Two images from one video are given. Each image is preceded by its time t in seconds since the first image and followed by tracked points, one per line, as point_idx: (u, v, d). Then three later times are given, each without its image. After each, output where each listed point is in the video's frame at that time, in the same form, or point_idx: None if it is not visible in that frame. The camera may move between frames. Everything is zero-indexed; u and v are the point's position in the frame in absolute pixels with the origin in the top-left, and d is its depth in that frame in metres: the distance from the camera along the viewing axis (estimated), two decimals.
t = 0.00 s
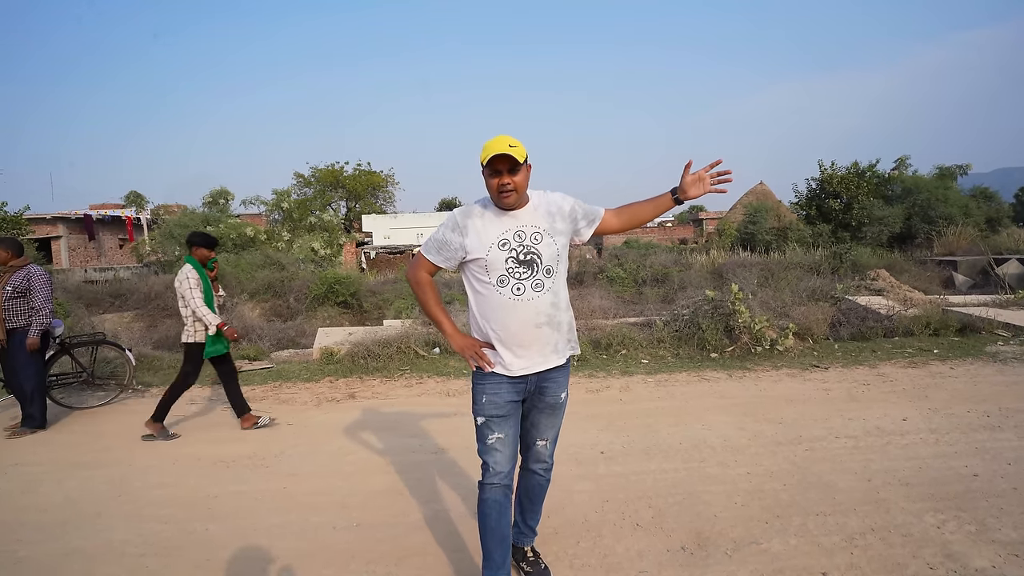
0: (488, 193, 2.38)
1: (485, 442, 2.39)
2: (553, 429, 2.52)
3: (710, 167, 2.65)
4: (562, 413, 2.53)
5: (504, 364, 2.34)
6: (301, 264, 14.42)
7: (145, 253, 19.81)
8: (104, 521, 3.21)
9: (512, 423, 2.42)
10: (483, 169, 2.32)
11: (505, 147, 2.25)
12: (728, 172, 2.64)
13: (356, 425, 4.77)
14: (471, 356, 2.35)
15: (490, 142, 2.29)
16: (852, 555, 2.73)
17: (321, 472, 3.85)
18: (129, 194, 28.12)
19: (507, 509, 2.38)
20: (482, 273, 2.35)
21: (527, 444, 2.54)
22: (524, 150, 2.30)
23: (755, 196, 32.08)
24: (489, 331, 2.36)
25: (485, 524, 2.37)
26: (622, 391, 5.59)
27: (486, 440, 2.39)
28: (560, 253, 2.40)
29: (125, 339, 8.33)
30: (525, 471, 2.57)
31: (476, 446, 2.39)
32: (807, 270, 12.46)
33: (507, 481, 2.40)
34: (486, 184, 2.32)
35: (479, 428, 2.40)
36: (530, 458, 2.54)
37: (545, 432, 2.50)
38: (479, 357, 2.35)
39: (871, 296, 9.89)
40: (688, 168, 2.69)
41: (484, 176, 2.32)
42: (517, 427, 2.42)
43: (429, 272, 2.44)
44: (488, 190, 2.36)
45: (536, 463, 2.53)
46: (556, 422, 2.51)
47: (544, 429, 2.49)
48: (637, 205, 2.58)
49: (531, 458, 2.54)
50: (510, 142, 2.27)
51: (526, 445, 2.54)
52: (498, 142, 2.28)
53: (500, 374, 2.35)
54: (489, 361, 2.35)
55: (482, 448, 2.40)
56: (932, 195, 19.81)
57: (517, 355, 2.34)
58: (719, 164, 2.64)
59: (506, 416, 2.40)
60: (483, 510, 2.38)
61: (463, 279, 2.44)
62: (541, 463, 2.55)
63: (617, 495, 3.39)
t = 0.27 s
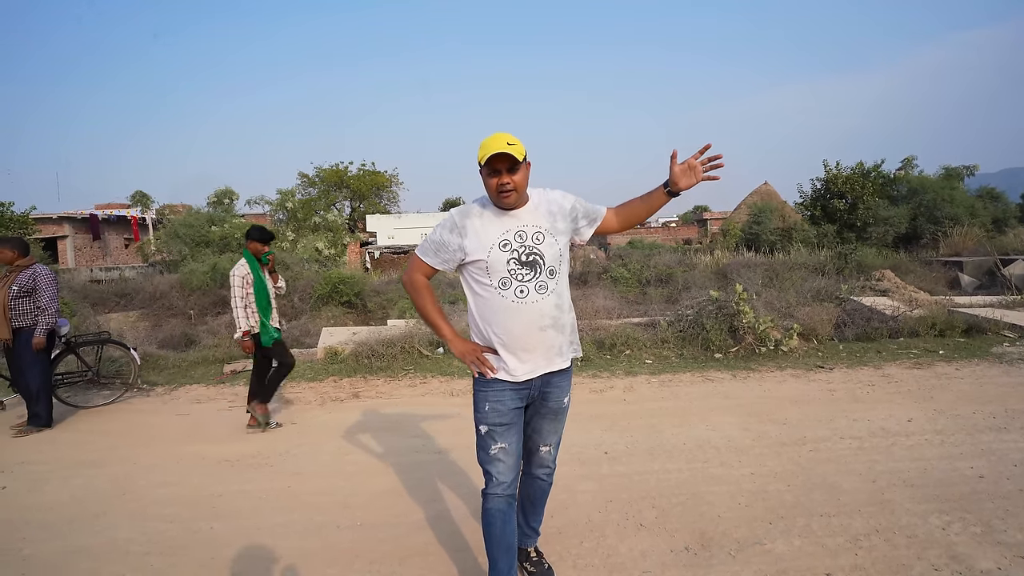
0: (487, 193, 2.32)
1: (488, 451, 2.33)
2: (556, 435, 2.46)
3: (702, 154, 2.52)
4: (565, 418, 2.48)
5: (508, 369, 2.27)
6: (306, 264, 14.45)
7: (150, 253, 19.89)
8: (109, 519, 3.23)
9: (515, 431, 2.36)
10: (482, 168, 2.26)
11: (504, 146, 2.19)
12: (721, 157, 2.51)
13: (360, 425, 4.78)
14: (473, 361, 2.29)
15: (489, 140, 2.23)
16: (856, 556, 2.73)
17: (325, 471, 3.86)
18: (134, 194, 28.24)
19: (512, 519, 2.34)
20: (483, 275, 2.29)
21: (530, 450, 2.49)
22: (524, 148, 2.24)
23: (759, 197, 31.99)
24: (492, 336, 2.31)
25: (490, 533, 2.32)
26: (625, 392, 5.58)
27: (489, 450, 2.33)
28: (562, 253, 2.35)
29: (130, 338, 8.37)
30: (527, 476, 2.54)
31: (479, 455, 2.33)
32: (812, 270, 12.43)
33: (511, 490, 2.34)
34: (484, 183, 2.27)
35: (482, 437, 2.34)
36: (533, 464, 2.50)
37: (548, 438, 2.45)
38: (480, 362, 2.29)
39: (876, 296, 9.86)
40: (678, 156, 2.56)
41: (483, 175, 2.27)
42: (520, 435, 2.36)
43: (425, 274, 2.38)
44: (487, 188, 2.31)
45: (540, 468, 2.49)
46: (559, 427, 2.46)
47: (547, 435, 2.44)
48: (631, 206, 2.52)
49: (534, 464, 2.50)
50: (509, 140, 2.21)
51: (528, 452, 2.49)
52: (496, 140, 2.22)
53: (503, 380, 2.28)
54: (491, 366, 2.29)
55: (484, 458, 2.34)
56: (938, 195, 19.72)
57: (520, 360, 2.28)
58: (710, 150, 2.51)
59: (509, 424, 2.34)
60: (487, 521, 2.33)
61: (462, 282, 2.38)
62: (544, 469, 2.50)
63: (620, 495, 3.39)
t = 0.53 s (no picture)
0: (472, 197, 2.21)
1: (478, 465, 2.25)
2: (551, 446, 2.38)
3: (687, 146, 2.45)
4: (559, 429, 2.39)
5: (496, 383, 2.18)
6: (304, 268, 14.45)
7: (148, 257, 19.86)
8: (104, 526, 3.22)
9: (506, 444, 2.27)
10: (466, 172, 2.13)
11: (489, 151, 2.06)
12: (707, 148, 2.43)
13: (357, 430, 4.77)
14: (459, 371, 2.20)
15: (473, 142, 2.09)
16: (854, 562, 2.73)
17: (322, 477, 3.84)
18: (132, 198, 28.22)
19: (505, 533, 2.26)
20: (469, 286, 2.19)
21: (523, 461, 2.41)
22: (510, 150, 2.11)
23: (757, 201, 32.07)
24: (478, 348, 2.21)
25: (485, 548, 2.25)
26: (624, 396, 5.58)
27: (478, 464, 2.24)
28: (552, 261, 2.26)
29: (128, 343, 8.35)
30: (523, 487, 2.46)
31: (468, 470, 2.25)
32: (809, 275, 12.46)
33: (504, 503, 2.27)
34: (469, 188, 2.15)
35: (471, 451, 2.25)
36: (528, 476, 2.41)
37: (542, 450, 2.36)
38: (467, 373, 2.20)
39: (874, 301, 9.88)
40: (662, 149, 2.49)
41: (468, 180, 2.14)
42: (512, 447, 2.28)
43: (407, 283, 2.31)
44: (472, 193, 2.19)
45: (536, 480, 2.41)
46: (554, 438, 2.38)
47: (541, 447, 2.35)
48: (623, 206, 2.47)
49: (529, 476, 2.42)
50: (494, 143, 2.07)
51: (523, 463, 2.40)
52: (481, 142, 2.09)
53: (492, 394, 2.19)
54: (478, 379, 2.20)
55: (474, 473, 2.25)
56: (934, 199, 19.79)
57: (509, 373, 2.19)
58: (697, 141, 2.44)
59: (499, 437, 2.25)
60: (479, 535, 2.25)
61: (448, 291, 2.28)
62: (540, 480, 2.42)
63: (618, 501, 3.39)
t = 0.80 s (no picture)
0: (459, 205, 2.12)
1: (473, 481, 2.20)
2: (552, 459, 2.30)
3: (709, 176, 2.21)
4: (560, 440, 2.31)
5: (488, 397, 2.12)
6: (306, 275, 14.47)
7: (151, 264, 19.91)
8: (106, 533, 3.21)
9: (501, 458, 2.21)
10: (451, 178, 2.05)
11: (474, 152, 1.99)
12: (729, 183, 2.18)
13: (359, 437, 4.76)
14: (448, 385, 2.14)
15: (457, 146, 2.03)
16: (859, 571, 2.70)
17: (323, 485, 3.83)
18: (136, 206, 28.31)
19: (505, 548, 2.22)
20: (458, 297, 2.12)
21: (525, 475, 2.34)
22: (495, 151, 2.04)
23: (759, 208, 32.05)
24: (468, 361, 2.14)
25: (486, 564, 2.21)
26: (626, 404, 5.56)
27: (473, 480, 2.19)
28: (546, 270, 2.17)
29: (130, 350, 8.36)
30: (527, 501, 2.40)
31: (464, 486, 2.20)
32: (812, 281, 12.43)
33: (502, 519, 2.22)
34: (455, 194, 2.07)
35: (466, 466, 2.19)
36: (530, 489, 2.34)
37: (543, 464, 2.29)
38: (457, 386, 2.14)
39: (877, 307, 9.84)
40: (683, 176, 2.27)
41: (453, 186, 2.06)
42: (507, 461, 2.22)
43: (393, 292, 2.23)
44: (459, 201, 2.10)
45: (539, 495, 2.34)
46: (554, 451, 2.30)
47: (541, 461, 2.27)
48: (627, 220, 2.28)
49: (534, 491, 2.35)
50: (478, 145, 2.01)
51: (524, 477, 2.33)
52: (465, 146, 2.02)
53: (484, 409, 2.13)
54: (470, 393, 2.14)
55: (470, 489, 2.20)
56: (937, 205, 19.76)
57: (501, 388, 2.12)
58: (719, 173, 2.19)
59: (494, 452, 2.19)
60: (480, 551, 2.21)
61: (437, 302, 2.21)
62: (544, 494, 2.35)
63: (621, 509, 3.37)
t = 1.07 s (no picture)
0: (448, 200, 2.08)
1: (467, 487, 2.16)
2: (560, 468, 2.17)
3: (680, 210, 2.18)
4: (567, 448, 2.18)
5: (476, 401, 2.06)
6: (308, 275, 14.50)
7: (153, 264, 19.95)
8: (109, 532, 3.22)
9: (494, 464, 2.14)
10: (439, 170, 2.02)
11: (462, 142, 1.96)
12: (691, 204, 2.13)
13: (361, 436, 4.77)
14: (437, 389, 2.08)
15: (445, 138, 2.00)
16: (860, 568, 2.71)
17: (325, 484, 3.84)
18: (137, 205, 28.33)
19: (503, 550, 2.19)
20: (445, 296, 2.07)
21: (533, 485, 2.23)
22: (484, 143, 2.01)
23: (760, 207, 32.02)
24: (455, 363, 2.09)
25: (487, 565, 2.20)
26: (627, 402, 5.57)
27: (467, 486, 2.15)
28: (536, 269, 2.10)
29: (132, 350, 8.39)
30: (542, 513, 2.27)
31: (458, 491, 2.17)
32: (813, 280, 12.43)
33: (499, 524, 2.17)
34: (444, 187, 2.03)
35: (460, 473, 2.15)
36: (540, 501, 2.23)
37: (550, 474, 2.16)
38: (445, 390, 2.08)
39: (879, 306, 9.84)
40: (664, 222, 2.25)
41: (442, 178, 2.03)
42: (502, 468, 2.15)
43: (381, 292, 2.18)
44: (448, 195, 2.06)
45: (553, 508, 2.21)
46: (561, 460, 2.17)
47: (544, 470, 2.16)
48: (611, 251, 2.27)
49: (547, 505, 2.23)
50: (467, 136, 1.98)
51: (532, 487, 2.22)
52: (453, 138, 2.00)
53: (473, 412, 2.07)
54: (457, 396, 2.08)
55: (464, 495, 2.17)
56: (939, 204, 19.75)
57: (489, 391, 2.06)
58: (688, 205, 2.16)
59: (486, 459, 2.13)
60: (480, 554, 2.19)
61: (425, 301, 2.16)
62: (557, 507, 2.22)
63: (622, 507, 3.38)
